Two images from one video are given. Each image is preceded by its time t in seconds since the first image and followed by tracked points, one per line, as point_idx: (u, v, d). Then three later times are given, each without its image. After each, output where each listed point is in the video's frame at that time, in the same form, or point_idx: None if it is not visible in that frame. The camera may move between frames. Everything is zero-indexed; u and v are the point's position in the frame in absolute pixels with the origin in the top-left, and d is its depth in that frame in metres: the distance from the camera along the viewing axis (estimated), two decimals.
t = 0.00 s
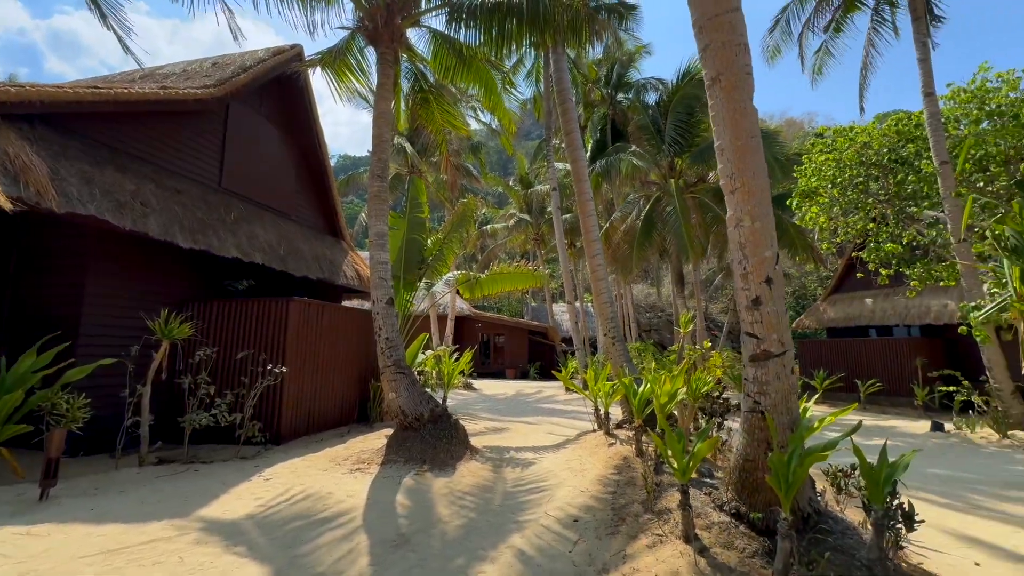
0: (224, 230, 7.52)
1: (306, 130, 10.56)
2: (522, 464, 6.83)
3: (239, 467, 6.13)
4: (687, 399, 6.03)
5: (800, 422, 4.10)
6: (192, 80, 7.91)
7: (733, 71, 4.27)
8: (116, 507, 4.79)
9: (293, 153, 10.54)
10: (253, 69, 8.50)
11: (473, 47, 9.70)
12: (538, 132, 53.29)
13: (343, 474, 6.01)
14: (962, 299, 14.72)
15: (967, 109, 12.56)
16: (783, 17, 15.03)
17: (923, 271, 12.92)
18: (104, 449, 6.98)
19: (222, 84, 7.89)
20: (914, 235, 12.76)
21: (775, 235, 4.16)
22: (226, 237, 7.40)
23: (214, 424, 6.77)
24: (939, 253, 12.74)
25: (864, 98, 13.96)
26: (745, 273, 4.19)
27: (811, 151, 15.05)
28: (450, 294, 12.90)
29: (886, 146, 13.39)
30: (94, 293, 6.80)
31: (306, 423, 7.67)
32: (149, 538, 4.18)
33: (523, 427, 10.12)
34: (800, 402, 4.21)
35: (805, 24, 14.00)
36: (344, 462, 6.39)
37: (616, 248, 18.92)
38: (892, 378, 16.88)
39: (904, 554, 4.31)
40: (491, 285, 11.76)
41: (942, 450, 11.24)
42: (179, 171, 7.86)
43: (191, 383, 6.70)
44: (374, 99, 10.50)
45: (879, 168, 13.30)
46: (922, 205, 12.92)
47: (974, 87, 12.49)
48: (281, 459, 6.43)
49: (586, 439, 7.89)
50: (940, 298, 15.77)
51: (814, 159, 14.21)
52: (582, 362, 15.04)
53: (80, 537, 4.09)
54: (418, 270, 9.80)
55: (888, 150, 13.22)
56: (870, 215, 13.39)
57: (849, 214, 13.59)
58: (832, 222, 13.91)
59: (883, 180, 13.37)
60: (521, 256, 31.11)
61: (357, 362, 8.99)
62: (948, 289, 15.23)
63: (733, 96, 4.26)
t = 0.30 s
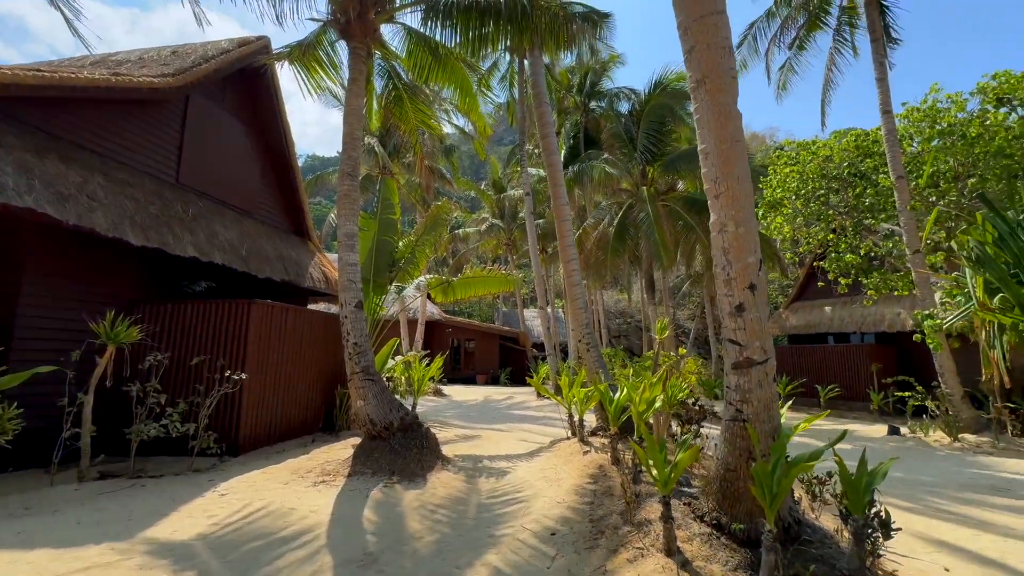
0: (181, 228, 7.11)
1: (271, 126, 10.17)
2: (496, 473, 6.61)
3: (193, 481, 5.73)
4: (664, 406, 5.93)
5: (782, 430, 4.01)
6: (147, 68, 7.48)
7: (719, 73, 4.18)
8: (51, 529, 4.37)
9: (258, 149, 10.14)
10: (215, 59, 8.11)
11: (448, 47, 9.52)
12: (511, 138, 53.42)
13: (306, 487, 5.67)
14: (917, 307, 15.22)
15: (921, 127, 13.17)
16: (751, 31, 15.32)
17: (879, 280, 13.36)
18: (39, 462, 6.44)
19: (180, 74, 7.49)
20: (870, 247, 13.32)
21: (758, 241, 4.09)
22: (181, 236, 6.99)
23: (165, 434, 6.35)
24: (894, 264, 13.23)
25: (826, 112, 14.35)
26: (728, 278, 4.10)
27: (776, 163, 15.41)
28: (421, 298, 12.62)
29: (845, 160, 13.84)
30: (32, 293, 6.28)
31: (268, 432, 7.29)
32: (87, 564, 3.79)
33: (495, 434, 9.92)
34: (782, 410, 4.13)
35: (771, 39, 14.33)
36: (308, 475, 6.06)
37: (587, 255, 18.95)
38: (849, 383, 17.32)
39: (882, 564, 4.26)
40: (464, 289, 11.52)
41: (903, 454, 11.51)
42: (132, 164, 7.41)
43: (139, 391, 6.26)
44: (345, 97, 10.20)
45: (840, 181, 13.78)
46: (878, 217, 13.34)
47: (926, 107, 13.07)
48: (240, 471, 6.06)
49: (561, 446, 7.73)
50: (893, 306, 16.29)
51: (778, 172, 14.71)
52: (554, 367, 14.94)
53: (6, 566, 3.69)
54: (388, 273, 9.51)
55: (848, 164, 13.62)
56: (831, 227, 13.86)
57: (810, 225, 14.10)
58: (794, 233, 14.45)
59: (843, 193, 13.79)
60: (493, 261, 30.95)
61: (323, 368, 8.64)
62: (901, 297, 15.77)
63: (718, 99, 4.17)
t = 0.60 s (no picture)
0: (137, 224, 6.68)
1: (239, 121, 9.75)
2: (474, 485, 6.35)
3: (145, 497, 5.32)
4: (647, 416, 5.81)
5: (774, 441, 3.88)
6: (104, 55, 7.04)
7: (713, 73, 4.05)
8: None
9: (225, 144, 9.70)
10: (179, 47, 7.71)
11: (427, 45, 9.29)
12: (487, 144, 53.39)
13: (271, 503, 5.32)
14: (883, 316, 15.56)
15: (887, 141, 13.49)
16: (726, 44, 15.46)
17: (845, 289, 13.74)
18: None
19: (140, 62, 7.07)
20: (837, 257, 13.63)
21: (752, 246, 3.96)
22: (137, 233, 6.56)
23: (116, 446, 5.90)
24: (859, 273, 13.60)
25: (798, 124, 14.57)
26: (721, 284, 3.96)
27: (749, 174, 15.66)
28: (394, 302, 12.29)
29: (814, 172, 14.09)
30: None
31: (230, 443, 6.89)
32: None
33: (470, 442, 9.66)
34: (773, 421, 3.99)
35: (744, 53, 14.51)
36: (273, 489, 5.70)
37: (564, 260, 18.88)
38: (816, 389, 17.59)
39: None
40: (441, 293, 11.24)
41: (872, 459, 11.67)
42: (85, 155, 6.95)
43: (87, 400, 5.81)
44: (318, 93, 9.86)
45: (808, 193, 14.04)
46: (845, 228, 13.58)
47: (890, 122, 13.45)
48: (198, 486, 5.66)
49: (539, 455, 7.51)
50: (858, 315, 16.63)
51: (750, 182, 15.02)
52: (530, 373, 14.76)
53: None
54: (362, 275, 9.19)
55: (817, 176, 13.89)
56: (800, 237, 14.23)
57: (780, 234, 14.48)
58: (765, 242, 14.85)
59: (811, 204, 14.09)
60: (468, 265, 30.66)
61: (291, 374, 8.25)
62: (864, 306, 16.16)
63: (711, 100, 4.05)
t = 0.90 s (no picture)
0: (97, 218, 6.27)
1: (211, 114, 9.35)
2: (456, 494, 6.10)
3: (100, 512, 4.93)
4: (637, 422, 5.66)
5: (774, 448, 3.74)
6: (65, 38, 6.63)
7: (716, 67, 3.91)
8: None
9: (195, 137, 9.28)
10: (147, 34, 7.32)
11: (411, 41, 9.05)
12: (467, 148, 53.22)
13: (239, 517, 4.98)
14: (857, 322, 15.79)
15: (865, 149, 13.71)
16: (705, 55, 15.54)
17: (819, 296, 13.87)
18: None
19: (103, 47, 6.69)
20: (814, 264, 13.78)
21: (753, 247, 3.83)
22: (98, 228, 6.15)
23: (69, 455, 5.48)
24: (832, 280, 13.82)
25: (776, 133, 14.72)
26: (722, 286, 3.82)
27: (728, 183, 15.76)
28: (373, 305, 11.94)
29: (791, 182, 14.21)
30: None
31: (196, 451, 6.50)
32: None
33: (451, 449, 9.38)
34: (773, 428, 3.85)
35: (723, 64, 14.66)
36: (241, 501, 5.35)
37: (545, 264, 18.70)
38: (792, 394, 17.79)
39: None
40: (423, 295, 10.98)
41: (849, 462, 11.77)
42: (41, 144, 6.52)
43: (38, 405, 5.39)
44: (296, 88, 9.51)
45: (785, 201, 14.22)
46: (818, 237, 13.71)
47: (862, 135, 13.69)
48: (160, 499, 5.28)
49: (523, 462, 7.29)
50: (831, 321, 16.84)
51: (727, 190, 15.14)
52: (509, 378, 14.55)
53: None
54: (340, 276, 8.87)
55: (794, 185, 14.06)
56: (778, 244, 14.28)
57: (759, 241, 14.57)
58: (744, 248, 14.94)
59: (788, 213, 14.24)
60: (447, 269, 30.38)
61: (263, 379, 7.88)
62: (834, 312, 16.42)
63: (714, 95, 3.91)
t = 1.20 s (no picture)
0: (60, 213, 5.87)
1: (187, 107, 8.95)
2: (442, 506, 5.83)
3: (56, 530, 4.55)
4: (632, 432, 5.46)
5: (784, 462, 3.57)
6: (29, 21, 6.24)
7: (728, 64, 3.75)
8: None
9: (170, 131, 8.87)
10: (119, 20, 6.95)
11: (398, 38, 8.78)
12: (450, 151, 53.01)
13: (211, 534, 4.64)
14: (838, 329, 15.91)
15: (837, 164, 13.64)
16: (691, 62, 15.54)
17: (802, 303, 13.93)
18: None
19: (70, 32, 6.31)
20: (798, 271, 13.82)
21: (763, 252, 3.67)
22: (61, 224, 5.76)
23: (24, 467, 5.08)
24: (814, 287, 13.89)
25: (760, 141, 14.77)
26: (731, 292, 3.65)
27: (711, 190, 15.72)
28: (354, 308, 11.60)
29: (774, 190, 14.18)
30: None
31: (165, 462, 6.13)
32: None
33: (434, 456, 9.09)
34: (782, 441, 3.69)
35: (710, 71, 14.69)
36: (214, 516, 5.01)
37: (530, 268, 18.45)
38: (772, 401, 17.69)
39: None
40: (408, 297, 10.68)
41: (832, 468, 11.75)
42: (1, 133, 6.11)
43: None
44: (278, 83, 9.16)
45: (767, 209, 14.05)
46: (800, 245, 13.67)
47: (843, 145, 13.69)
48: (125, 514, 4.92)
49: (511, 471, 7.05)
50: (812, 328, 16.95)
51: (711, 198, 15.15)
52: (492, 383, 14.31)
53: None
54: (321, 278, 8.55)
55: (776, 194, 14.00)
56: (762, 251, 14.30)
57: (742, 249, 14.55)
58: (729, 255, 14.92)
59: (770, 220, 14.13)
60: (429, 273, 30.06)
61: (239, 386, 7.51)
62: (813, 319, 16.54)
63: (725, 92, 3.74)
